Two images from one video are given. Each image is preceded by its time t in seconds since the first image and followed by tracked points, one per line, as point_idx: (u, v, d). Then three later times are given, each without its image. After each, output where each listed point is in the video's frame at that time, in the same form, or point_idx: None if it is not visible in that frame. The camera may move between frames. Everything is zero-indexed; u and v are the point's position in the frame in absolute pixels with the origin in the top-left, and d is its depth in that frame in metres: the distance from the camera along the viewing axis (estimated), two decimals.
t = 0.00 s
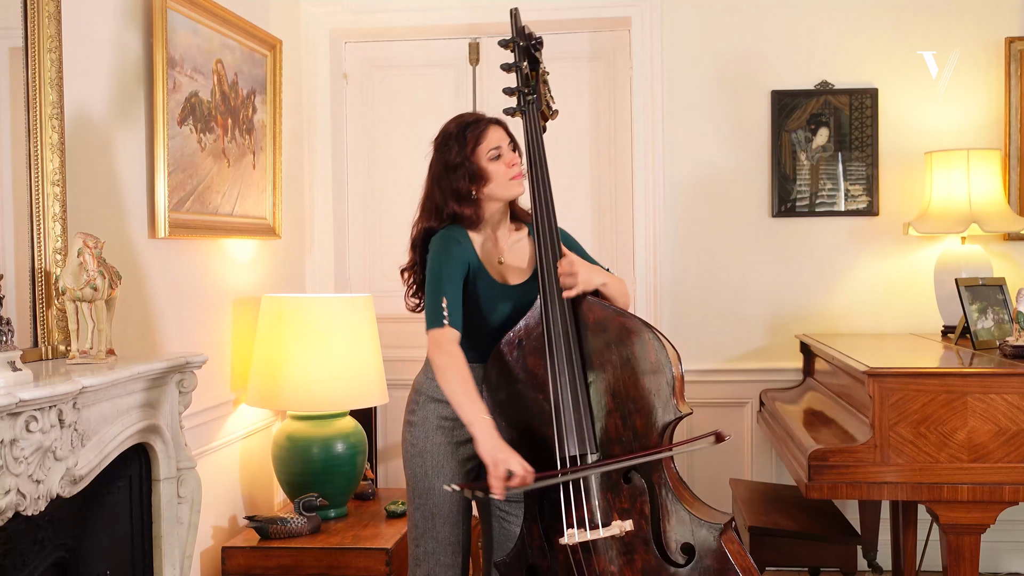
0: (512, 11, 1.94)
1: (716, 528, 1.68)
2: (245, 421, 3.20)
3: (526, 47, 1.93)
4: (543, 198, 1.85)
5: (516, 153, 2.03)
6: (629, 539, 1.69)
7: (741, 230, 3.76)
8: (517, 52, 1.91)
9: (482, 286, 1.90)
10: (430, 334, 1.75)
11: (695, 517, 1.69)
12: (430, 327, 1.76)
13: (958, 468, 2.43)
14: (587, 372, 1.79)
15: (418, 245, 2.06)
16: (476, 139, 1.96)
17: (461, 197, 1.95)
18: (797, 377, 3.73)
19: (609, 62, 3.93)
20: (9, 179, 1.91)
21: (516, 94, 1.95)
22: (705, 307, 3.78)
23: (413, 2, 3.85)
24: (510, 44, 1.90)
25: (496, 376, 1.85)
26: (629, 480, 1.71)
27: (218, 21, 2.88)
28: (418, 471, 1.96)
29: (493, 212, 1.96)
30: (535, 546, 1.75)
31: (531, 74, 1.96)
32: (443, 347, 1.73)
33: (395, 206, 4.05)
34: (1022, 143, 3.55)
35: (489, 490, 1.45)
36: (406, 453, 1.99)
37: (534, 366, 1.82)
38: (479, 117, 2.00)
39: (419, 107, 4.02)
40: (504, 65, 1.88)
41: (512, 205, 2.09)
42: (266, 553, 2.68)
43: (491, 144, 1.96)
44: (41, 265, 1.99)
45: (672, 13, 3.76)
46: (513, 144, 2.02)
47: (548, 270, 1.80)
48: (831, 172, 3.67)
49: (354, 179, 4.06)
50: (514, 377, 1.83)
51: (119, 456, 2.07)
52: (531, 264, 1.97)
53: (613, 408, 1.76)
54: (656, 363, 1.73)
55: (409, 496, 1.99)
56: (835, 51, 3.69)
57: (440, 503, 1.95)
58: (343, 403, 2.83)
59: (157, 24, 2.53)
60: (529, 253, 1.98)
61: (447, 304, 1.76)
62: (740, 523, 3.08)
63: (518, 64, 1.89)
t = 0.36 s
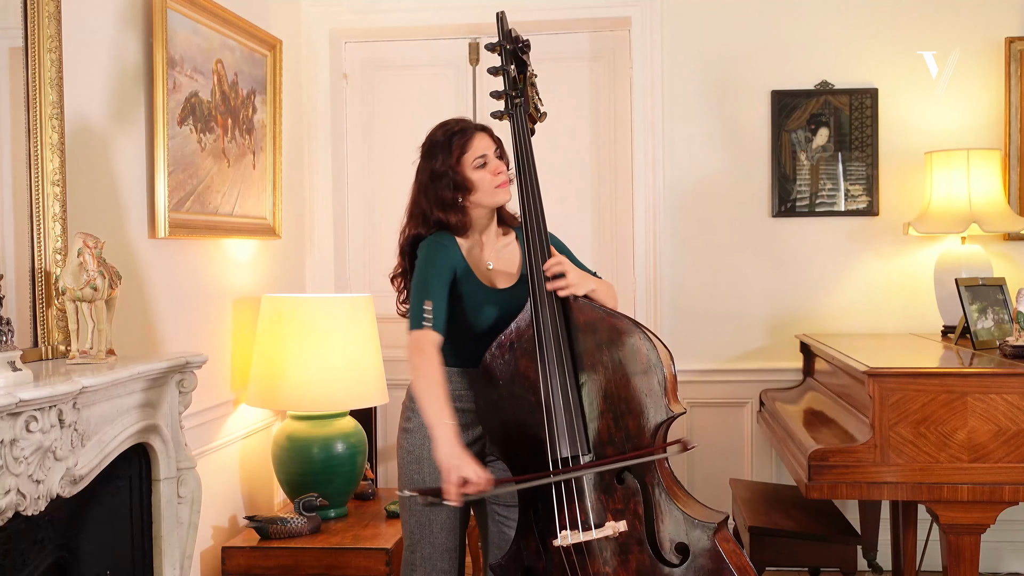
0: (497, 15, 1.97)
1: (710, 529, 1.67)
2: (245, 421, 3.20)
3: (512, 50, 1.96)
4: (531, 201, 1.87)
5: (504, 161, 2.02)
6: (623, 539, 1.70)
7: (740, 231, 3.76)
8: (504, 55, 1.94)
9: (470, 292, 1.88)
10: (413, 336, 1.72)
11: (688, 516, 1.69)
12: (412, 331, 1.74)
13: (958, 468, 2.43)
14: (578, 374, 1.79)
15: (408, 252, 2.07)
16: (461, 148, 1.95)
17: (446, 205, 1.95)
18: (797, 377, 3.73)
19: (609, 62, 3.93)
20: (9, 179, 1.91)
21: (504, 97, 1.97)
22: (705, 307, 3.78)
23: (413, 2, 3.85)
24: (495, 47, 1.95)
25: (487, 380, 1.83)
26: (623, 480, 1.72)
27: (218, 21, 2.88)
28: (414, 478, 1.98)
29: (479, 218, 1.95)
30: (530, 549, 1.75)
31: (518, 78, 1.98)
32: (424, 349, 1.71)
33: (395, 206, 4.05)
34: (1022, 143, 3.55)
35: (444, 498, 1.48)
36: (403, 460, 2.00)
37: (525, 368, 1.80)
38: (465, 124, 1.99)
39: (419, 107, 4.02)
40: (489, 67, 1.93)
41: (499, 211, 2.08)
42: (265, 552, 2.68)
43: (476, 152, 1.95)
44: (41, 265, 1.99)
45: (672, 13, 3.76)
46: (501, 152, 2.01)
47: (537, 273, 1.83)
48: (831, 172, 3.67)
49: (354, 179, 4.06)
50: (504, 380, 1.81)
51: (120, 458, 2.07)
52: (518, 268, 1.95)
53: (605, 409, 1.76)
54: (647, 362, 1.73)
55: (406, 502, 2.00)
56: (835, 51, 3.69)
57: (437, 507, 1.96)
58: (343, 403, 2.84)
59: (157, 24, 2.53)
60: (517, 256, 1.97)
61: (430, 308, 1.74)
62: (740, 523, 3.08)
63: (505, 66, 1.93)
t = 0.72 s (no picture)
0: (494, 16, 1.94)
1: (706, 528, 1.67)
2: (245, 421, 3.20)
3: (508, 52, 1.96)
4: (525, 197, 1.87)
5: (503, 165, 2.01)
6: (620, 539, 1.69)
7: (740, 231, 3.76)
8: (499, 57, 1.94)
9: (465, 294, 1.89)
10: (398, 336, 1.74)
11: (685, 516, 1.69)
12: (399, 330, 1.75)
13: (958, 468, 2.43)
14: (574, 374, 1.79)
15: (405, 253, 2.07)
16: (461, 152, 1.95)
17: (444, 208, 1.95)
18: (797, 377, 3.73)
19: (609, 62, 3.93)
20: (9, 179, 1.91)
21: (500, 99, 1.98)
22: (705, 307, 3.78)
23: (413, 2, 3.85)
24: (492, 49, 1.95)
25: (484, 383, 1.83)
26: (620, 481, 1.71)
27: (218, 21, 2.88)
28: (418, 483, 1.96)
29: (477, 222, 1.95)
30: (528, 550, 1.76)
31: (513, 79, 1.96)
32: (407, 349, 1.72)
33: (395, 206, 4.05)
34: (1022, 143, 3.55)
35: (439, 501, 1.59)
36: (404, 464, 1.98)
37: (523, 369, 1.79)
38: (465, 127, 1.98)
39: (419, 107, 4.02)
40: (484, 71, 1.91)
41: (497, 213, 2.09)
42: (266, 552, 2.68)
43: (476, 157, 1.94)
44: (41, 265, 1.99)
45: (672, 14, 3.76)
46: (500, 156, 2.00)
47: (535, 274, 1.83)
48: (831, 172, 3.67)
49: (354, 179, 4.06)
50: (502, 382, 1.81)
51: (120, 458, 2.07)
52: (516, 270, 1.95)
53: (602, 409, 1.76)
54: (643, 363, 1.73)
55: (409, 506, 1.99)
56: (834, 51, 3.69)
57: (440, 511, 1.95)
58: (343, 403, 2.83)
59: (157, 24, 2.52)
60: (516, 258, 1.97)
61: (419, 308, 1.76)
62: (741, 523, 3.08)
63: (500, 69, 1.92)
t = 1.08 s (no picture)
0: (478, 24, 2.01)
1: (701, 524, 1.64)
2: (245, 421, 3.19)
3: (493, 60, 1.98)
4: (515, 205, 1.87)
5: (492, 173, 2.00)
6: (615, 538, 1.69)
7: (740, 231, 3.76)
8: (485, 64, 1.97)
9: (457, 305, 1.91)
10: (408, 365, 1.81)
11: (679, 513, 1.66)
12: (407, 358, 1.82)
13: (958, 468, 2.43)
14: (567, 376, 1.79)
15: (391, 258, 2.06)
16: (452, 164, 1.92)
17: (433, 219, 1.94)
18: (797, 377, 3.73)
19: (609, 62, 3.93)
20: (9, 179, 1.91)
21: (486, 105, 2.00)
22: (705, 307, 3.78)
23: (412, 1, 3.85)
24: (477, 56, 1.98)
25: (478, 388, 1.86)
26: (613, 480, 1.72)
27: (218, 21, 2.88)
28: (408, 483, 1.99)
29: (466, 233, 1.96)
30: (523, 551, 1.77)
31: (500, 86, 2.00)
32: (418, 376, 1.79)
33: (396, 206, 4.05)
34: (1022, 143, 3.55)
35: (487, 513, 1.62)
36: (395, 466, 2.02)
37: (515, 373, 1.83)
38: (456, 135, 1.95)
39: (419, 107, 4.02)
40: (471, 77, 1.96)
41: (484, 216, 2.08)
42: (266, 553, 2.68)
43: (467, 169, 1.92)
44: (41, 265, 1.98)
45: (672, 13, 3.76)
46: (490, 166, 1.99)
47: (526, 277, 1.82)
48: (831, 172, 3.67)
49: (354, 179, 4.06)
50: (494, 386, 1.84)
51: (121, 459, 2.08)
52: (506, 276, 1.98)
53: (595, 409, 1.76)
54: (635, 363, 1.73)
55: (402, 507, 2.02)
56: (834, 51, 3.69)
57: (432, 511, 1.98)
58: (342, 403, 2.83)
59: (156, 24, 2.53)
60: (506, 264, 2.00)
61: (422, 333, 1.81)
62: (741, 523, 3.08)
63: (486, 76, 1.96)
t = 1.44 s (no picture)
0: (471, 35, 2.12)
1: (699, 520, 1.71)
2: (245, 421, 3.20)
3: (487, 69, 2.10)
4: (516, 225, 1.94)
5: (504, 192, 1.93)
6: (615, 536, 1.70)
7: (741, 231, 3.76)
8: (478, 73, 2.08)
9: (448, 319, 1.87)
10: (396, 385, 1.79)
11: (677, 510, 1.72)
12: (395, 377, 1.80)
13: (958, 468, 2.43)
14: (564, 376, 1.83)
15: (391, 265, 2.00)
16: (467, 183, 1.84)
17: (438, 234, 1.88)
18: (797, 377, 3.73)
19: (609, 62, 3.93)
20: (9, 179, 1.91)
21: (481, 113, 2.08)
22: (705, 307, 3.78)
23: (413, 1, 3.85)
24: (471, 65, 2.10)
25: (470, 394, 1.81)
26: (612, 479, 1.74)
27: (218, 21, 2.88)
28: (399, 484, 1.99)
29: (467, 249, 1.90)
30: (521, 552, 1.75)
31: (493, 95, 2.10)
32: (408, 397, 1.78)
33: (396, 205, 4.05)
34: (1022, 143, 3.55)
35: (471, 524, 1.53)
36: (387, 467, 2.03)
37: (512, 374, 1.83)
38: (470, 151, 1.88)
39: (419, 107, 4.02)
40: (466, 84, 2.04)
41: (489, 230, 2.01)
42: (266, 552, 2.68)
43: (480, 188, 1.84)
44: (41, 265, 1.99)
45: (672, 13, 3.76)
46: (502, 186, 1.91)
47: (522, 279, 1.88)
48: (831, 172, 3.67)
49: (354, 179, 4.06)
50: (490, 388, 1.82)
51: (121, 459, 2.08)
52: (502, 290, 1.93)
53: (593, 408, 1.79)
54: (633, 363, 1.79)
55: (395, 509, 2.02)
56: (835, 51, 3.69)
57: (424, 512, 1.98)
58: (343, 402, 2.83)
59: (156, 24, 2.53)
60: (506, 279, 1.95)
61: (408, 353, 1.79)
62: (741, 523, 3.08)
63: (479, 84, 2.04)
